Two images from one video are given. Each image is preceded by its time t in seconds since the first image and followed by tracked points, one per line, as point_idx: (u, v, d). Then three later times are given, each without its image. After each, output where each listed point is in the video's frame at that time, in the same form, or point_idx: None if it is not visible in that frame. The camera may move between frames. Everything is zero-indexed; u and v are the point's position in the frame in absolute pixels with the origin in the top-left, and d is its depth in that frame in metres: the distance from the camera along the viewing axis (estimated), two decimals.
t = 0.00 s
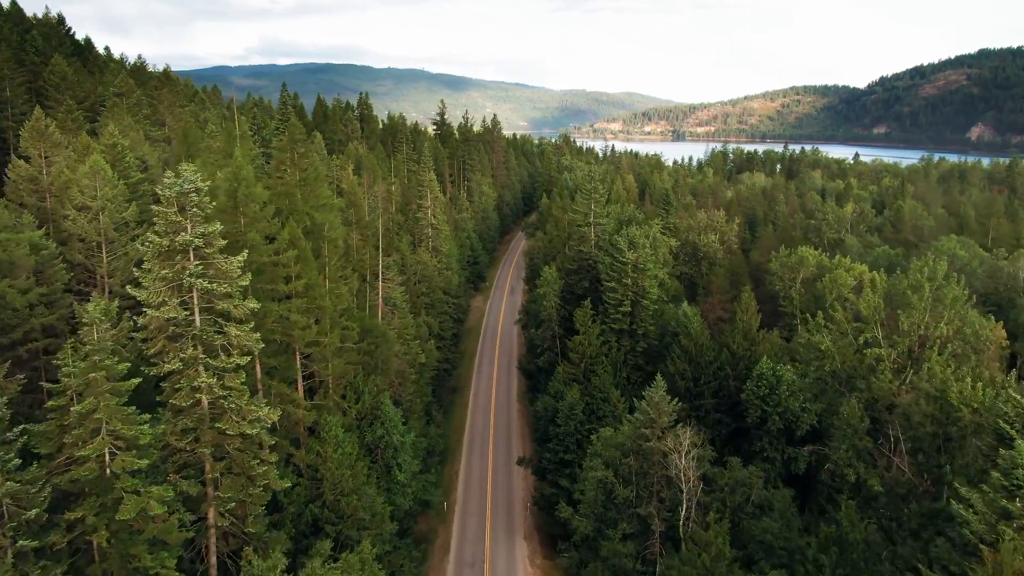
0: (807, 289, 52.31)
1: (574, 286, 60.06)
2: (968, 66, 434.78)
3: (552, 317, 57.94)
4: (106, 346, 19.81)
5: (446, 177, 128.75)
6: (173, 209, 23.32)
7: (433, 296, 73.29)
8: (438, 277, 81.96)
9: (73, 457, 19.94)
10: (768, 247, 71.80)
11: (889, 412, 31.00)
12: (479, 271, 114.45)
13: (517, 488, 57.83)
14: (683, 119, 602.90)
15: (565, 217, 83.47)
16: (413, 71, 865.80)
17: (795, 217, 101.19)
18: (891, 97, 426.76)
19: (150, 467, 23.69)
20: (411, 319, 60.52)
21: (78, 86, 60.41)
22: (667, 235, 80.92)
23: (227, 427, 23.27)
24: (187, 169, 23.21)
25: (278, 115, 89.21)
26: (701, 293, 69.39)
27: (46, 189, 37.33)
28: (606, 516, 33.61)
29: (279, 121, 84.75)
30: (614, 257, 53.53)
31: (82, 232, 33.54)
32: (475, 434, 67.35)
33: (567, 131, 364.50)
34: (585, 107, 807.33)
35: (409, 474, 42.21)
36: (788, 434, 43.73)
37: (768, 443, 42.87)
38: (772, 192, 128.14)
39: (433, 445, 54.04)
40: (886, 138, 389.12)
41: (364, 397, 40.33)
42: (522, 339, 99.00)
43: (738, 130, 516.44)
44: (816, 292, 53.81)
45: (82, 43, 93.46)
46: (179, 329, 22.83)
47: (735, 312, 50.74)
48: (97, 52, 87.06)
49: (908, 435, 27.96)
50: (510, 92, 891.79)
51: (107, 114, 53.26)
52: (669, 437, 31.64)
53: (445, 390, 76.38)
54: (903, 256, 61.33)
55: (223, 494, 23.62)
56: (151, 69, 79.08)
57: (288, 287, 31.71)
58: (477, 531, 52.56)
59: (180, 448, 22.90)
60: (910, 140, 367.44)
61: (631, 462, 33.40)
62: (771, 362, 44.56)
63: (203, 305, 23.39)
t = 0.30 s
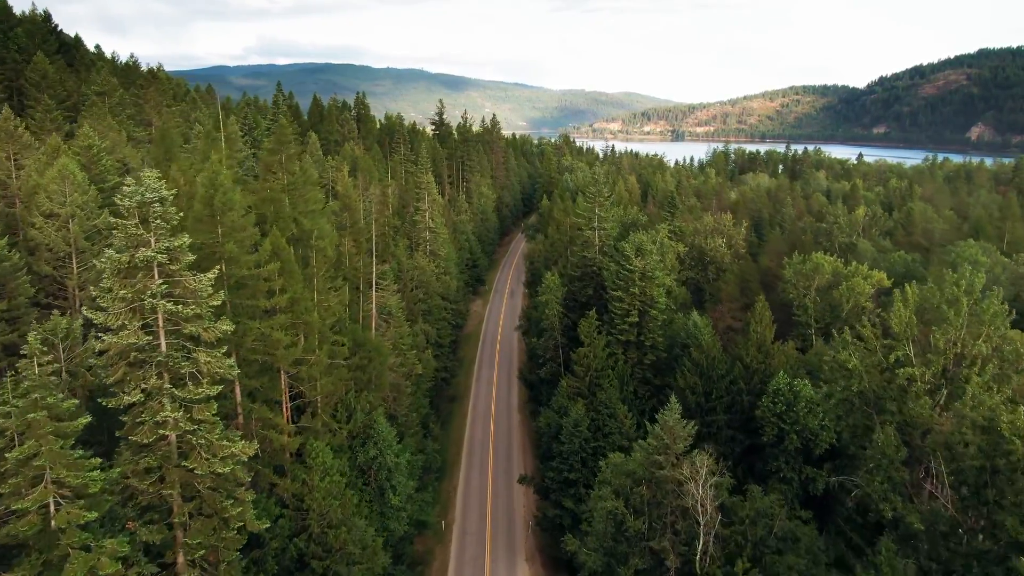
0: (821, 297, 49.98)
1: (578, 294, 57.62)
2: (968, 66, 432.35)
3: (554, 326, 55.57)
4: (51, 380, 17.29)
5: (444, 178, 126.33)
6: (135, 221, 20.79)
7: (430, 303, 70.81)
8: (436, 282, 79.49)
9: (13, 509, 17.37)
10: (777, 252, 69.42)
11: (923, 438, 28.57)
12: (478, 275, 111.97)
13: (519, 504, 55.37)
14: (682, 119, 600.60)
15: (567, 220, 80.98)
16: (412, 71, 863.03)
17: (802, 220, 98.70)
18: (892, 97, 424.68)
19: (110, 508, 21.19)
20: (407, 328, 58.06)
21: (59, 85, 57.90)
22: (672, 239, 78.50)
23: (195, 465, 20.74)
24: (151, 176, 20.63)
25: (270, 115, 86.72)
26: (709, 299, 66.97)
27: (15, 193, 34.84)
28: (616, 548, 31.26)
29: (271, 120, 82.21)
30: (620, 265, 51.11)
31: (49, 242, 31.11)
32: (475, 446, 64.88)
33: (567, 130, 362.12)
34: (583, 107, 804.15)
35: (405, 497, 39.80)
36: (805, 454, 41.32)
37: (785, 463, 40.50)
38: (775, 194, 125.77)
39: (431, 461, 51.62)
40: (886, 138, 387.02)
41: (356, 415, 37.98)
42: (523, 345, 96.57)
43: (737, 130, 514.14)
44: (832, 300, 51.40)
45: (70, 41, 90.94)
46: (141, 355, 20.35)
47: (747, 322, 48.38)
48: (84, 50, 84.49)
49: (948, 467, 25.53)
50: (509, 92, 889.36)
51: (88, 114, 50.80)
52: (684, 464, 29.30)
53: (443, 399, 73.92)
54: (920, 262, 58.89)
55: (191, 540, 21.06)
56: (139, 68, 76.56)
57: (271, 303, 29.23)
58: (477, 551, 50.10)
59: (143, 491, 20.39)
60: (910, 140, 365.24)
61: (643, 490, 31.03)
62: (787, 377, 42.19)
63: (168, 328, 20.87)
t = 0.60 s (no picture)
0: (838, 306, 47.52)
1: (581, 302, 55.11)
2: (968, 66, 429.33)
3: (557, 336, 53.10)
4: None
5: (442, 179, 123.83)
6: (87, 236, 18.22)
7: (427, 310, 68.30)
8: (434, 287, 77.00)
9: None
10: (787, 256, 67.03)
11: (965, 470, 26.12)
12: (477, 278, 109.46)
13: (521, 522, 52.83)
14: (682, 118, 598.24)
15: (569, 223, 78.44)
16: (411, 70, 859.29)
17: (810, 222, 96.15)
18: (892, 97, 422.64)
19: (60, 563, 18.64)
20: (404, 337, 55.59)
21: (39, 83, 55.33)
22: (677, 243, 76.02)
23: (154, 514, 18.13)
24: (101, 184, 18.01)
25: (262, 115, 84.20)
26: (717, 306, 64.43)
27: None
28: None
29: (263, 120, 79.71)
30: (627, 272, 48.63)
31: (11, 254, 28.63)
32: (475, 459, 62.37)
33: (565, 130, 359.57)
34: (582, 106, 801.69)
35: (400, 522, 37.31)
36: (825, 475, 38.89)
37: (804, 485, 38.02)
38: (779, 195, 123.48)
39: (428, 479, 49.13)
40: (886, 138, 384.87)
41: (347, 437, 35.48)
42: (524, 351, 94.03)
43: (737, 130, 511.64)
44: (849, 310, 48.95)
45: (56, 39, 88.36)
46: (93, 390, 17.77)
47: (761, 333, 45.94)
48: (69, 48, 81.88)
49: (998, 504, 23.09)
50: (507, 92, 886.97)
51: (66, 114, 48.27)
52: (702, 497, 26.90)
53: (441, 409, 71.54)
54: (937, 268, 56.48)
55: None
56: (125, 67, 73.99)
57: (250, 320, 26.67)
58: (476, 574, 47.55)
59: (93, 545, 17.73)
60: (910, 140, 363.02)
61: (657, 523, 28.61)
62: (805, 393, 39.73)
63: (125, 357, 18.31)
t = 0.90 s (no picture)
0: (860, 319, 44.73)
1: (586, 312, 52.30)
2: (969, 65, 428.41)
3: (561, 350, 50.22)
4: None
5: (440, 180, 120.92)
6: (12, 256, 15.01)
7: (424, 318, 65.41)
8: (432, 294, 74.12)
9: None
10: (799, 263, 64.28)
11: None
12: (476, 282, 106.56)
13: (522, 546, 50.00)
14: (681, 118, 595.79)
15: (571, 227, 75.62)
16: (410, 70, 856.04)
17: (819, 225, 93.39)
18: (892, 96, 420.43)
19: None
20: (399, 349, 52.72)
21: (12, 82, 52.23)
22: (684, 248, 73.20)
23: None
24: (25, 198, 14.87)
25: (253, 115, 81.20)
26: (727, 314, 61.60)
27: None
28: None
29: (254, 120, 76.76)
30: (636, 282, 45.81)
31: None
32: (473, 476, 59.54)
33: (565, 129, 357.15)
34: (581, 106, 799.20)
35: (392, 556, 34.44)
36: (851, 504, 36.09)
37: (830, 514, 34.88)
38: (784, 196, 120.93)
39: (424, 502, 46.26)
40: (886, 138, 382.56)
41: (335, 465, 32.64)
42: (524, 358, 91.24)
43: (737, 130, 509.14)
44: (871, 321, 46.18)
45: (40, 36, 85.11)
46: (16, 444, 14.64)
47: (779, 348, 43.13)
48: (52, 46, 78.73)
49: None
50: (506, 91, 884.17)
51: (38, 114, 45.22)
52: (729, 543, 24.09)
53: (438, 421, 68.76)
54: (959, 276, 53.79)
55: None
56: (109, 65, 70.93)
57: (220, 344, 23.71)
58: None
59: None
60: (909, 139, 360.64)
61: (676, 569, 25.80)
62: (829, 414, 36.92)
63: (57, 403, 15.30)
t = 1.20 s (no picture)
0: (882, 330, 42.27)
1: (591, 321, 49.79)
2: (969, 64, 426.42)
3: (565, 362, 47.74)
4: None
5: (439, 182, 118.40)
6: None
7: (421, 327, 62.86)
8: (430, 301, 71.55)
9: None
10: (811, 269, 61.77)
11: None
12: (475, 287, 104.05)
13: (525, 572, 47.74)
14: (681, 118, 593.56)
15: (573, 231, 73.07)
16: (409, 71, 853.09)
17: (827, 229, 90.85)
18: (892, 96, 418.53)
19: None
20: (394, 361, 50.23)
21: None
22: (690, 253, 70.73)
23: None
24: None
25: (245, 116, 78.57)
26: (737, 323, 59.11)
27: None
28: None
29: (245, 120, 74.12)
30: (645, 291, 43.30)
31: None
32: (473, 495, 57.29)
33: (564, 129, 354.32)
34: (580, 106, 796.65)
35: None
36: (878, 533, 33.60)
37: (857, 546, 32.38)
38: (789, 197, 118.51)
39: (420, 525, 43.81)
40: (887, 138, 380.81)
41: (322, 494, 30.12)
42: (524, 366, 88.82)
43: (737, 130, 506.86)
44: (893, 333, 43.69)
45: (25, 34, 82.32)
46: None
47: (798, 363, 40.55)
48: (37, 45, 76.03)
49: None
50: (505, 91, 881.57)
51: (11, 113, 42.59)
52: None
53: (435, 434, 66.34)
54: (983, 283, 51.23)
55: None
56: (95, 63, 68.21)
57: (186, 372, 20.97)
58: None
59: None
60: (910, 139, 358.59)
61: None
62: (854, 437, 34.37)
63: None
